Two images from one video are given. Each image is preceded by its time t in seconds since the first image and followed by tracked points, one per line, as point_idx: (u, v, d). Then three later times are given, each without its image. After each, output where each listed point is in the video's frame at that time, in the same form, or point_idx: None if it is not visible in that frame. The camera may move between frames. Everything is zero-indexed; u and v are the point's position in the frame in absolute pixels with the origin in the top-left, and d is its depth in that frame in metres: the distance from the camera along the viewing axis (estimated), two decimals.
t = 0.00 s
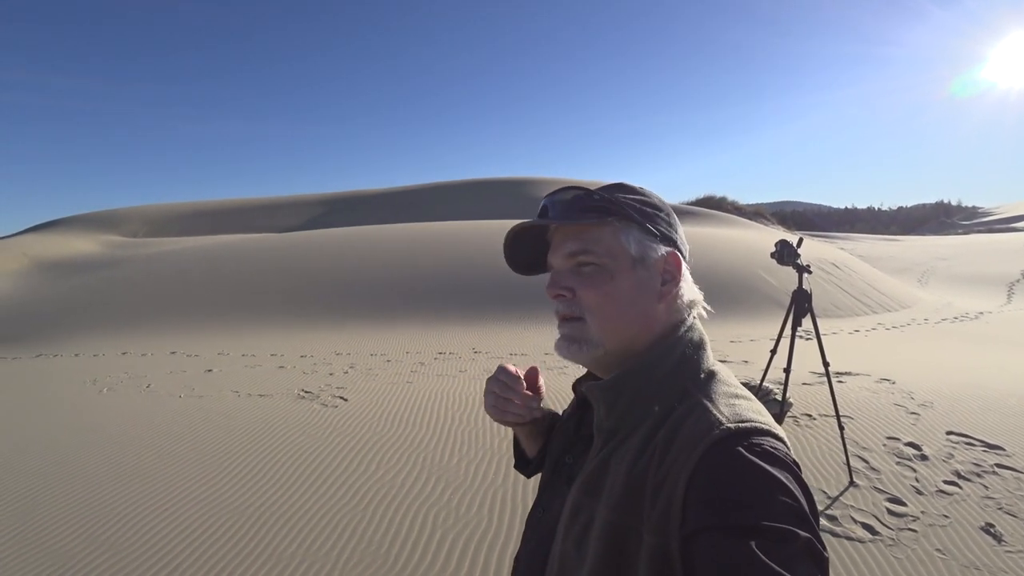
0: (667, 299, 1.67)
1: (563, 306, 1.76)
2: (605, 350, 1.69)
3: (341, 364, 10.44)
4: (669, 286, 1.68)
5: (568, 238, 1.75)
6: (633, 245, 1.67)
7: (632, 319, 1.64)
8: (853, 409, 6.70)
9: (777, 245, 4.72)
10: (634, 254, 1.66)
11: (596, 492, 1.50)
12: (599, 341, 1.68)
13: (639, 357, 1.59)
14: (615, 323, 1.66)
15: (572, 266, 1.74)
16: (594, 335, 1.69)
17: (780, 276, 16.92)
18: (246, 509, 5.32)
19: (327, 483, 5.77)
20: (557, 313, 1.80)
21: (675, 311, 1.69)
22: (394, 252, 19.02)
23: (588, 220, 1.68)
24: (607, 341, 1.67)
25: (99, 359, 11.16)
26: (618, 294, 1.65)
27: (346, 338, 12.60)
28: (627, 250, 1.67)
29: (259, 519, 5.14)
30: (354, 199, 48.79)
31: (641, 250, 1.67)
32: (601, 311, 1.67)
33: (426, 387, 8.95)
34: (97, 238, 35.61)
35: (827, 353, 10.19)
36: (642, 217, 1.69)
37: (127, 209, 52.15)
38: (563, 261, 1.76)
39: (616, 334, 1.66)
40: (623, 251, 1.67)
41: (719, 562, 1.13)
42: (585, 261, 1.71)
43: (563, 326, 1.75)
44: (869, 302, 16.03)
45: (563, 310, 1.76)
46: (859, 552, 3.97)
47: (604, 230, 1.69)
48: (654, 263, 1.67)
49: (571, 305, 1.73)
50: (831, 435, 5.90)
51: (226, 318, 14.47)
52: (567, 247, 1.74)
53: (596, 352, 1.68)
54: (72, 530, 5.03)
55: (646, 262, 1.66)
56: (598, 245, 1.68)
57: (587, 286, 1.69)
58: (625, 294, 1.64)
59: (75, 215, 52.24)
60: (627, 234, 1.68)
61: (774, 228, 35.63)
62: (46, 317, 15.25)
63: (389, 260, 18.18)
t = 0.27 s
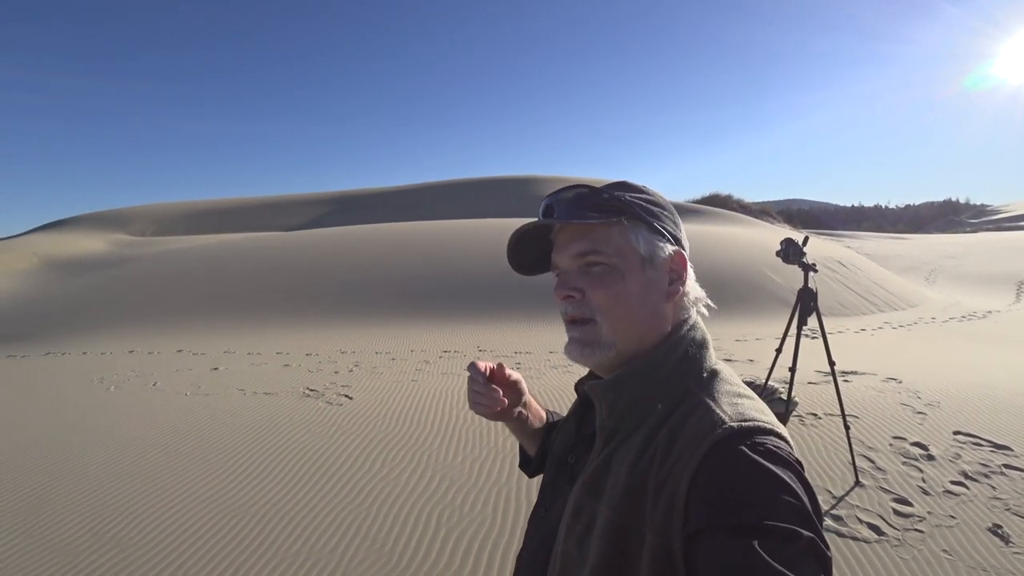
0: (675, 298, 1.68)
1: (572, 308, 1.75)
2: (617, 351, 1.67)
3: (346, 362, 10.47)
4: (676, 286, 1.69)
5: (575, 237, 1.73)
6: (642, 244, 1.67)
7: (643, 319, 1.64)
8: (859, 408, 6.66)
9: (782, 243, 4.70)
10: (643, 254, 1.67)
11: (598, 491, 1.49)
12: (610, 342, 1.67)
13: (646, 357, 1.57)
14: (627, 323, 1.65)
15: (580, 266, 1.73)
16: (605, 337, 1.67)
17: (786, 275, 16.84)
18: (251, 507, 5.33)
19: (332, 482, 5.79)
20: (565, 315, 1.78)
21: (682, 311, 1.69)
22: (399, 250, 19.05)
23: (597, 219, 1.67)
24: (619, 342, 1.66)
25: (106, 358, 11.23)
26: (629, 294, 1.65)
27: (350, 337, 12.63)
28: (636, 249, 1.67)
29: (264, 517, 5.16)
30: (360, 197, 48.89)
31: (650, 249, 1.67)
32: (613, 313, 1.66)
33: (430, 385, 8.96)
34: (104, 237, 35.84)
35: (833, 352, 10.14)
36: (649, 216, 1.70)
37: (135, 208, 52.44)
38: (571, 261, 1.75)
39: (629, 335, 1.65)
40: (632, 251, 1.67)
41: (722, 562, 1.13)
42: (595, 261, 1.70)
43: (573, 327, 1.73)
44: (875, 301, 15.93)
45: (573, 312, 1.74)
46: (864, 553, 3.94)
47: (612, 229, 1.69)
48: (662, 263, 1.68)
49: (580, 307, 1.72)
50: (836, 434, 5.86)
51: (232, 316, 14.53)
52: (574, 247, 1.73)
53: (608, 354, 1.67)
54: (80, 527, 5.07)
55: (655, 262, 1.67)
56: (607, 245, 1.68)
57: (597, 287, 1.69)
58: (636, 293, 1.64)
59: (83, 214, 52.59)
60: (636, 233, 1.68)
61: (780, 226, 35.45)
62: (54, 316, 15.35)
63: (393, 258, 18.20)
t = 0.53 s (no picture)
0: (681, 296, 1.68)
1: (577, 307, 1.73)
2: (623, 351, 1.66)
3: (350, 361, 10.49)
4: (681, 284, 1.69)
5: (580, 235, 1.72)
6: (648, 242, 1.67)
7: (650, 317, 1.63)
8: (864, 409, 6.63)
9: (787, 242, 4.68)
10: (649, 252, 1.66)
11: (602, 488, 1.49)
12: (617, 341, 1.65)
13: (651, 355, 1.56)
14: (634, 322, 1.63)
15: (586, 265, 1.72)
16: (612, 335, 1.66)
17: (791, 275, 16.76)
18: (254, 506, 5.34)
19: (336, 480, 5.80)
20: (570, 314, 1.76)
21: (687, 309, 1.69)
22: (402, 250, 19.08)
23: (604, 217, 1.66)
24: (626, 340, 1.65)
25: (112, 356, 11.30)
26: (636, 292, 1.63)
27: (354, 336, 12.65)
28: (642, 247, 1.67)
29: (268, 515, 5.17)
30: (364, 197, 49.00)
31: (656, 248, 1.67)
32: (619, 311, 1.65)
33: (434, 384, 8.97)
34: (111, 236, 36.08)
35: (838, 352, 10.09)
36: (655, 215, 1.69)
37: (141, 208, 52.70)
38: (576, 259, 1.74)
39: (635, 334, 1.64)
40: (638, 250, 1.66)
41: (725, 558, 1.12)
42: (600, 259, 1.69)
43: (578, 326, 1.71)
44: (880, 301, 15.85)
45: (578, 311, 1.73)
46: (869, 554, 3.92)
47: (618, 227, 1.68)
48: (668, 261, 1.67)
49: (586, 306, 1.71)
50: (841, 435, 5.83)
51: (237, 315, 14.58)
52: (580, 245, 1.72)
53: (614, 353, 1.65)
54: (86, 524, 5.10)
55: (661, 260, 1.66)
56: (613, 243, 1.67)
57: (603, 285, 1.67)
58: (643, 292, 1.63)
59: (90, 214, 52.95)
60: (642, 232, 1.68)
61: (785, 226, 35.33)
62: (61, 315, 15.45)
63: (397, 258, 18.23)
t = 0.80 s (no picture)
0: (681, 297, 1.67)
1: (578, 308, 1.72)
2: (623, 351, 1.65)
3: (353, 360, 10.50)
4: (681, 285, 1.69)
5: (581, 236, 1.71)
6: (648, 243, 1.66)
7: (650, 318, 1.63)
8: (868, 411, 6.59)
9: (790, 244, 4.66)
10: (650, 253, 1.65)
11: (600, 489, 1.48)
12: (617, 342, 1.65)
13: (651, 356, 1.56)
14: (634, 323, 1.63)
15: (586, 265, 1.71)
16: (612, 337, 1.65)
17: (795, 275, 16.69)
18: (257, 504, 5.35)
19: (338, 479, 5.81)
20: (570, 315, 1.76)
21: (687, 310, 1.68)
22: (406, 249, 19.12)
23: (605, 217, 1.64)
24: (626, 342, 1.64)
25: (116, 354, 11.36)
26: (636, 294, 1.63)
27: (357, 335, 12.67)
28: (643, 249, 1.66)
29: (270, 513, 5.19)
30: (368, 197, 49.09)
31: (656, 249, 1.66)
32: (620, 312, 1.64)
33: (436, 384, 8.97)
34: (116, 234, 36.31)
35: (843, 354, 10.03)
36: (656, 216, 1.69)
37: (147, 206, 52.96)
38: (577, 260, 1.73)
39: (635, 334, 1.63)
40: (639, 250, 1.65)
41: (723, 559, 1.11)
42: (601, 260, 1.68)
43: (578, 327, 1.71)
44: (885, 303, 15.77)
45: (579, 312, 1.72)
46: (870, 557, 3.90)
47: (619, 228, 1.67)
48: (669, 262, 1.67)
49: (586, 307, 1.70)
50: (844, 437, 5.80)
51: (240, 314, 14.64)
52: (582, 245, 1.71)
53: (614, 354, 1.65)
54: (89, 521, 5.13)
55: (661, 261, 1.66)
56: (614, 244, 1.66)
57: (604, 286, 1.66)
58: (644, 293, 1.63)
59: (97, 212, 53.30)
60: (643, 233, 1.67)
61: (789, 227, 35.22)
62: (66, 312, 15.54)
63: (401, 257, 18.27)
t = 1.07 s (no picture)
0: (682, 296, 1.66)
1: (578, 307, 1.72)
2: (623, 351, 1.64)
3: (357, 360, 10.53)
4: (682, 284, 1.68)
5: (581, 235, 1.70)
6: (649, 243, 1.65)
7: (651, 318, 1.62)
8: (874, 411, 6.54)
9: (794, 242, 4.63)
10: (651, 253, 1.64)
11: (601, 488, 1.47)
12: (617, 341, 1.64)
13: (651, 355, 1.55)
14: (635, 322, 1.62)
15: (587, 264, 1.70)
16: (612, 336, 1.64)
17: (800, 274, 16.61)
18: (262, 503, 5.37)
19: (342, 478, 5.82)
20: (571, 314, 1.75)
21: (688, 309, 1.67)
22: (410, 249, 19.16)
23: (606, 217, 1.64)
24: (626, 341, 1.63)
25: (123, 354, 11.44)
26: (637, 293, 1.62)
27: (361, 335, 12.71)
28: (644, 248, 1.65)
29: (274, 512, 5.20)
30: (373, 197, 49.23)
31: (657, 248, 1.65)
32: (620, 312, 1.63)
33: (441, 384, 8.98)
34: (124, 236, 36.60)
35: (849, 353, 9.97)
36: (657, 215, 1.68)
37: (154, 208, 53.33)
38: (577, 259, 1.72)
39: (635, 334, 1.62)
40: (640, 249, 1.64)
41: (723, 557, 1.11)
42: (602, 259, 1.67)
43: (578, 327, 1.70)
44: (891, 301, 15.67)
45: (579, 311, 1.71)
46: (876, 558, 3.87)
47: (620, 227, 1.66)
48: (670, 261, 1.66)
49: (586, 306, 1.69)
50: (849, 437, 5.77)
51: (246, 314, 14.72)
52: (582, 245, 1.70)
53: (614, 354, 1.64)
54: (95, 520, 5.16)
55: (662, 260, 1.65)
56: (615, 243, 1.65)
57: (604, 286, 1.66)
58: (644, 292, 1.62)
59: (106, 214, 53.77)
60: (644, 232, 1.66)
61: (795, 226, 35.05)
62: (74, 313, 15.67)
63: (405, 257, 18.32)
